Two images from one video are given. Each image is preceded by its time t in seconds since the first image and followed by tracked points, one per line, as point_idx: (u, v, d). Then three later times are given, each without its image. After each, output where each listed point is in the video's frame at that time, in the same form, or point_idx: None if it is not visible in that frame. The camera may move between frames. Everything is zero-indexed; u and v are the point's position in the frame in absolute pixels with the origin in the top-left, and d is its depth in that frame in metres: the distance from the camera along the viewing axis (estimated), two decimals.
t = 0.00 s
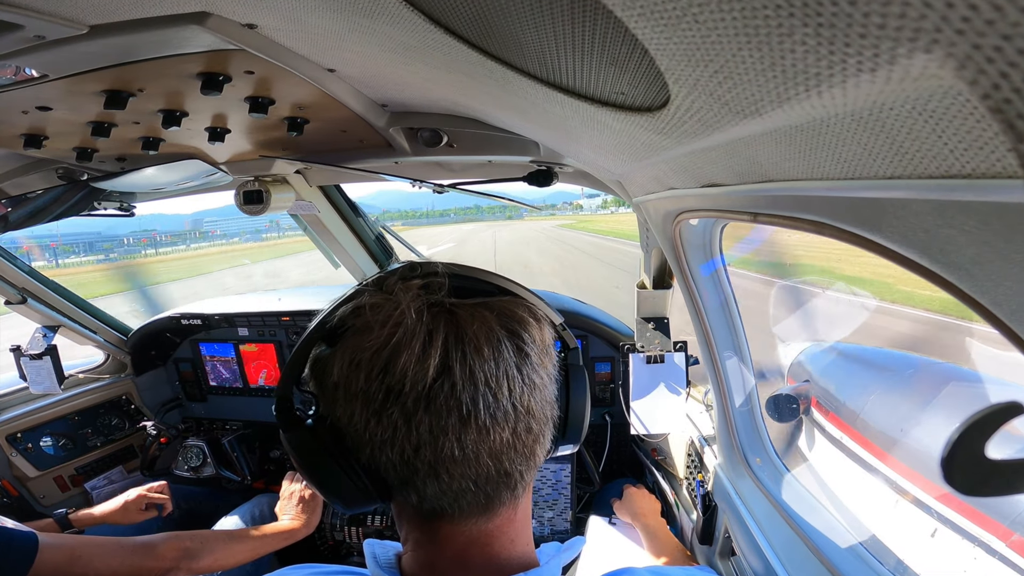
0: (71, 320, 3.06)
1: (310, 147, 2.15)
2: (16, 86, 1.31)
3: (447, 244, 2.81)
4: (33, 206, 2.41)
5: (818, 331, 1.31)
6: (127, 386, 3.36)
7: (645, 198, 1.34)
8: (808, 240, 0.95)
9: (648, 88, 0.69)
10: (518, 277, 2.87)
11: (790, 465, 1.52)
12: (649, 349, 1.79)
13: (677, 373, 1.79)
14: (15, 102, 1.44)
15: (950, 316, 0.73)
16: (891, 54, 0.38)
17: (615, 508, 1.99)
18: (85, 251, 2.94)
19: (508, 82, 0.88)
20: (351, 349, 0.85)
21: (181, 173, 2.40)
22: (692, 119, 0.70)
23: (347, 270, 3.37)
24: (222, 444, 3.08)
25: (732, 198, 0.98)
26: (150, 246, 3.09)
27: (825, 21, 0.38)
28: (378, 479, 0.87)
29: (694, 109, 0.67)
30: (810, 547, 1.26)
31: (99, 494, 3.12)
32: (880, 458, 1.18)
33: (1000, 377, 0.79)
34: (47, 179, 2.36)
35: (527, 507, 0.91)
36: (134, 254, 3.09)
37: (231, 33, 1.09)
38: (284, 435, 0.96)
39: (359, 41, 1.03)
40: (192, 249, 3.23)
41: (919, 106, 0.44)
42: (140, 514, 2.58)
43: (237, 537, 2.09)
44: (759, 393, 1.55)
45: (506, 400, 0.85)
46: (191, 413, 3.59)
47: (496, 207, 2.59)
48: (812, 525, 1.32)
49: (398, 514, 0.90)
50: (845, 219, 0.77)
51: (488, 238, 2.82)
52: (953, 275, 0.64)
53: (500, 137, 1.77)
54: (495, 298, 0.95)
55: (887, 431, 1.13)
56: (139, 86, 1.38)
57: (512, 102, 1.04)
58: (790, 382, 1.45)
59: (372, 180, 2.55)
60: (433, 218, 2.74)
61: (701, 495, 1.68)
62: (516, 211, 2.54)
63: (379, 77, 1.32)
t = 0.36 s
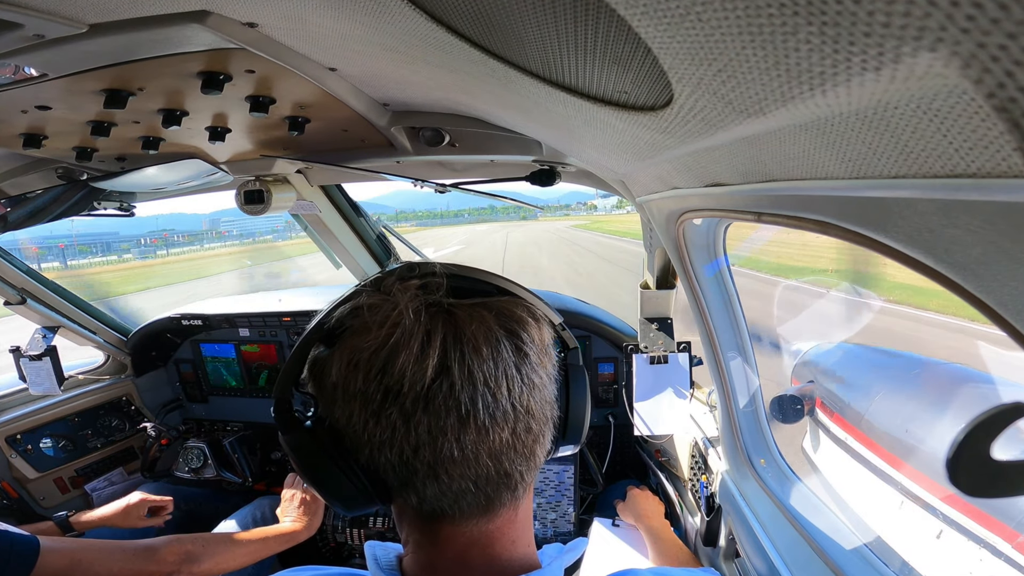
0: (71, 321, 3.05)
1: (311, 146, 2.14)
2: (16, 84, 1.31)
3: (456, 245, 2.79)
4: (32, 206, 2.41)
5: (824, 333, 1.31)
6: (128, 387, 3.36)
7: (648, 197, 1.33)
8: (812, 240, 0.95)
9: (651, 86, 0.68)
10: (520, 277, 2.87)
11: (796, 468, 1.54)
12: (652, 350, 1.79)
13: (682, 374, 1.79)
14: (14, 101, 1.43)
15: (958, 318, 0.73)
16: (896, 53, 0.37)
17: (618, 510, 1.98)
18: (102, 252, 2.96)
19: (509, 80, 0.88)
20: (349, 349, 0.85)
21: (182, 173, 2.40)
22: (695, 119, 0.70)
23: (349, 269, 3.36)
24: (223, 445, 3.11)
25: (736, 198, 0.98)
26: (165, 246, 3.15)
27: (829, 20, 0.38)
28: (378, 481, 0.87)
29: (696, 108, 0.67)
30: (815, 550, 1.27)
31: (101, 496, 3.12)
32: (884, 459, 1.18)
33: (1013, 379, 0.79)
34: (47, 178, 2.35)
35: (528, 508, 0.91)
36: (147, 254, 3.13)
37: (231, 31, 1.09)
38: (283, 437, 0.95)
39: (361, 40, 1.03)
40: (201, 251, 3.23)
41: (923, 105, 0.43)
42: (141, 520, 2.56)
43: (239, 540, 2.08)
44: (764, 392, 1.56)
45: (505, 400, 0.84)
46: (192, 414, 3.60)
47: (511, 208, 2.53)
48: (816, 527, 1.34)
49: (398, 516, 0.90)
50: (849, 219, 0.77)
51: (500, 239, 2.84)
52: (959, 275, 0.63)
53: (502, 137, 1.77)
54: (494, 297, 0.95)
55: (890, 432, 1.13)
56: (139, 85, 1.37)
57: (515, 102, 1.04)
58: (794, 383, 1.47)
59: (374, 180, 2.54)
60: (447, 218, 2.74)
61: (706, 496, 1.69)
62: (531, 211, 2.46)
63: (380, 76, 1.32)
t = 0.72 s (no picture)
0: (71, 321, 3.05)
1: (313, 146, 2.14)
2: (15, 83, 1.30)
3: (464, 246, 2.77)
4: (33, 205, 2.37)
5: (828, 334, 1.32)
6: (128, 388, 3.36)
7: (652, 197, 1.33)
8: (817, 240, 0.95)
9: (655, 85, 0.68)
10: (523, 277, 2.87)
11: (801, 470, 1.53)
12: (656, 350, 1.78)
13: (686, 375, 1.78)
14: (15, 100, 1.43)
15: (966, 321, 0.73)
16: (901, 51, 0.37)
17: (622, 511, 1.98)
18: (116, 249, 2.96)
19: (513, 79, 0.87)
20: (361, 348, 0.85)
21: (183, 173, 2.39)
22: (699, 118, 0.70)
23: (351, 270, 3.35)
24: (224, 445, 3.12)
25: (740, 197, 0.98)
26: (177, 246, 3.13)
27: (834, 18, 0.37)
28: (384, 481, 0.87)
29: (701, 107, 0.66)
30: (820, 552, 1.27)
31: (101, 497, 3.10)
32: (890, 461, 1.17)
33: None
34: (47, 178, 2.35)
35: (534, 512, 0.91)
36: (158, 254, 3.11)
37: (233, 29, 1.09)
38: (291, 434, 0.95)
39: (363, 38, 1.02)
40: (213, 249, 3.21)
41: (930, 104, 0.43)
42: (145, 524, 2.56)
43: (240, 542, 2.07)
44: (770, 393, 1.56)
45: (515, 403, 0.84)
46: (193, 415, 3.60)
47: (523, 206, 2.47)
48: (821, 530, 1.33)
49: (404, 516, 0.89)
50: (854, 218, 0.77)
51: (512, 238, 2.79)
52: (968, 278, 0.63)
53: (505, 137, 1.77)
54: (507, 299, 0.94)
55: (894, 433, 1.12)
56: (140, 83, 1.37)
57: (520, 101, 1.03)
58: (799, 384, 1.47)
59: (376, 179, 2.54)
60: (462, 217, 2.69)
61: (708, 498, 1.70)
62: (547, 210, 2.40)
63: (383, 75, 1.32)
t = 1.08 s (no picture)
0: (71, 322, 3.05)
1: (315, 145, 2.14)
2: (15, 81, 1.30)
3: (468, 249, 2.86)
4: (33, 205, 2.32)
5: (836, 335, 1.32)
6: (129, 389, 3.36)
7: (656, 196, 1.33)
8: (822, 240, 0.94)
9: (659, 84, 0.67)
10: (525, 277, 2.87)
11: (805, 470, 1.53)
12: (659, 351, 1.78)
13: (690, 375, 1.78)
14: (14, 99, 1.43)
15: (973, 324, 0.72)
16: (907, 50, 0.37)
17: (625, 512, 1.98)
18: (127, 249, 3.01)
19: (515, 78, 0.87)
20: (357, 347, 0.84)
21: (184, 172, 2.39)
22: (703, 117, 0.69)
23: (352, 270, 3.34)
24: (226, 447, 3.11)
25: (744, 197, 0.97)
26: (186, 245, 3.17)
27: (840, 17, 0.37)
28: (382, 480, 0.86)
29: (705, 106, 0.66)
30: (824, 553, 1.26)
31: (101, 499, 3.09)
32: (895, 462, 1.17)
33: None
34: (46, 177, 2.35)
35: (533, 511, 0.90)
36: (170, 253, 3.17)
37: (234, 28, 1.08)
38: (289, 436, 0.95)
39: (366, 37, 1.02)
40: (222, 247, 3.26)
41: (934, 103, 0.43)
42: (145, 525, 2.57)
43: (241, 543, 2.06)
44: (774, 395, 1.53)
45: (510, 400, 0.83)
46: (193, 416, 3.60)
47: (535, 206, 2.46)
48: (827, 532, 1.32)
49: (403, 516, 0.89)
50: (859, 218, 0.76)
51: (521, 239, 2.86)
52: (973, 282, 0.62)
53: (507, 136, 1.76)
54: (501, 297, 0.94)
55: (898, 434, 1.12)
56: (140, 82, 1.36)
57: (523, 100, 1.03)
58: (803, 385, 1.46)
59: (377, 178, 2.53)
60: (473, 217, 2.71)
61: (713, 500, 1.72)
62: (557, 210, 2.43)
63: (385, 74, 1.31)
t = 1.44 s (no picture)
0: (71, 323, 3.06)
1: (316, 144, 2.14)
2: (14, 81, 1.29)
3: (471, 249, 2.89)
4: (32, 206, 2.29)
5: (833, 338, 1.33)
6: (129, 390, 3.36)
7: (659, 196, 1.32)
8: (827, 240, 0.94)
9: (662, 83, 0.67)
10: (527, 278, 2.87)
11: (809, 472, 1.53)
12: (663, 351, 1.78)
13: (694, 375, 1.78)
14: (14, 98, 1.42)
15: (981, 327, 0.72)
16: (911, 49, 0.36)
17: (629, 514, 1.98)
18: (133, 249, 2.99)
19: (518, 77, 0.86)
20: (360, 346, 0.84)
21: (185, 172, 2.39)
22: (706, 116, 0.69)
23: (354, 270, 3.34)
24: (227, 448, 3.10)
25: (749, 197, 0.97)
26: (189, 244, 3.14)
27: (845, 15, 0.36)
28: (384, 481, 0.86)
29: (708, 106, 0.66)
30: (829, 555, 1.26)
31: (101, 500, 3.08)
32: (900, 463, 1.17)
33: None
34: (46, 177, 2.35)
35: (536, 513, 0.90)
36: (174, 253, 3.14)
37: (234, 26, 1.08)
38: (292, 435, 0.95)
39: (368, 36, 1.02)
40: (225, 248, 3.22)
41: (939, 102, 0.42)
42: (146, 528, 2.56)
43: (242, 545, 2.05)
44: (778, 395, 1.55)
45: (513, 400, 0.83)
46: (194, 417, 3.60)
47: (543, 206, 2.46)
48: (831, 534, 1.31)
49: (405, 517, 0.89)
50: (865, 218, 0.76)
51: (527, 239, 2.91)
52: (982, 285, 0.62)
53: (508, 136, 1.76)
54: (505, 298, 0.93)
55: (903, 434, 1.12)
56: (140, 81, 1.36)
57: (526, 99, 1.02)
58: (808, 386, 1.46)
59: (379, 178, 2.53)
60: (481, 216, 2.71)
61: (719, 502, 1.68)
62: (565, 209, 2.48)
63: (387, 73, 1.31)
